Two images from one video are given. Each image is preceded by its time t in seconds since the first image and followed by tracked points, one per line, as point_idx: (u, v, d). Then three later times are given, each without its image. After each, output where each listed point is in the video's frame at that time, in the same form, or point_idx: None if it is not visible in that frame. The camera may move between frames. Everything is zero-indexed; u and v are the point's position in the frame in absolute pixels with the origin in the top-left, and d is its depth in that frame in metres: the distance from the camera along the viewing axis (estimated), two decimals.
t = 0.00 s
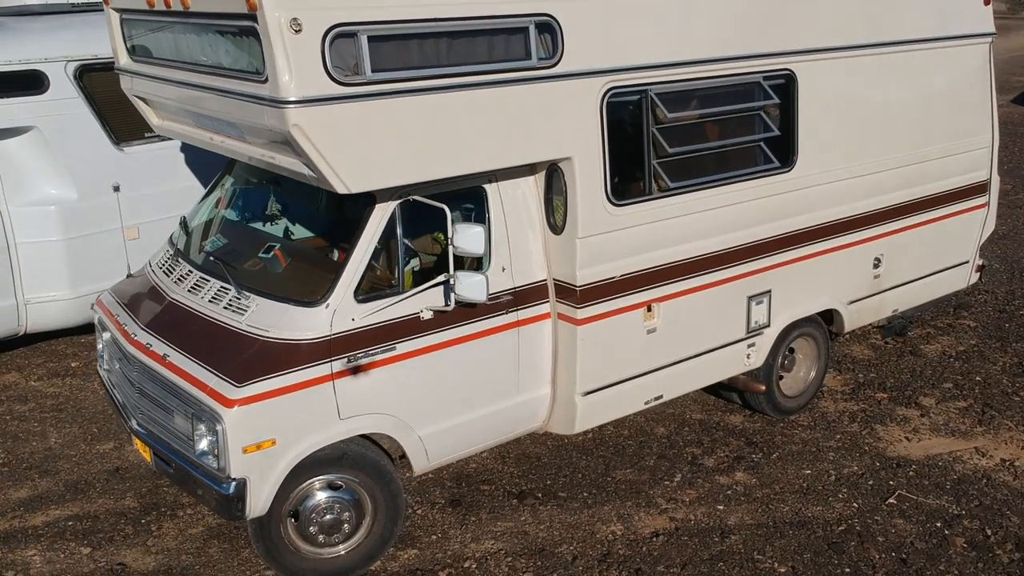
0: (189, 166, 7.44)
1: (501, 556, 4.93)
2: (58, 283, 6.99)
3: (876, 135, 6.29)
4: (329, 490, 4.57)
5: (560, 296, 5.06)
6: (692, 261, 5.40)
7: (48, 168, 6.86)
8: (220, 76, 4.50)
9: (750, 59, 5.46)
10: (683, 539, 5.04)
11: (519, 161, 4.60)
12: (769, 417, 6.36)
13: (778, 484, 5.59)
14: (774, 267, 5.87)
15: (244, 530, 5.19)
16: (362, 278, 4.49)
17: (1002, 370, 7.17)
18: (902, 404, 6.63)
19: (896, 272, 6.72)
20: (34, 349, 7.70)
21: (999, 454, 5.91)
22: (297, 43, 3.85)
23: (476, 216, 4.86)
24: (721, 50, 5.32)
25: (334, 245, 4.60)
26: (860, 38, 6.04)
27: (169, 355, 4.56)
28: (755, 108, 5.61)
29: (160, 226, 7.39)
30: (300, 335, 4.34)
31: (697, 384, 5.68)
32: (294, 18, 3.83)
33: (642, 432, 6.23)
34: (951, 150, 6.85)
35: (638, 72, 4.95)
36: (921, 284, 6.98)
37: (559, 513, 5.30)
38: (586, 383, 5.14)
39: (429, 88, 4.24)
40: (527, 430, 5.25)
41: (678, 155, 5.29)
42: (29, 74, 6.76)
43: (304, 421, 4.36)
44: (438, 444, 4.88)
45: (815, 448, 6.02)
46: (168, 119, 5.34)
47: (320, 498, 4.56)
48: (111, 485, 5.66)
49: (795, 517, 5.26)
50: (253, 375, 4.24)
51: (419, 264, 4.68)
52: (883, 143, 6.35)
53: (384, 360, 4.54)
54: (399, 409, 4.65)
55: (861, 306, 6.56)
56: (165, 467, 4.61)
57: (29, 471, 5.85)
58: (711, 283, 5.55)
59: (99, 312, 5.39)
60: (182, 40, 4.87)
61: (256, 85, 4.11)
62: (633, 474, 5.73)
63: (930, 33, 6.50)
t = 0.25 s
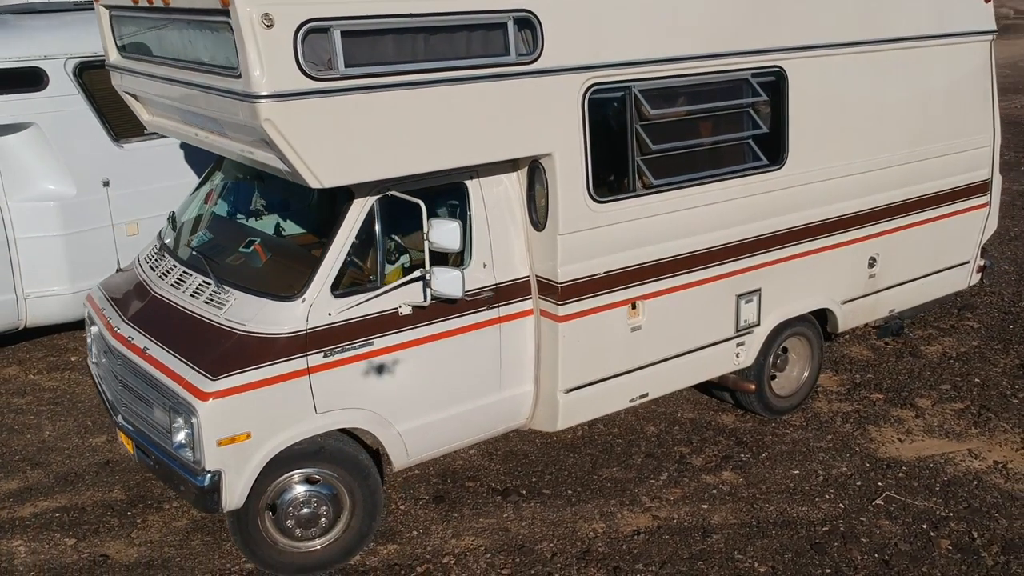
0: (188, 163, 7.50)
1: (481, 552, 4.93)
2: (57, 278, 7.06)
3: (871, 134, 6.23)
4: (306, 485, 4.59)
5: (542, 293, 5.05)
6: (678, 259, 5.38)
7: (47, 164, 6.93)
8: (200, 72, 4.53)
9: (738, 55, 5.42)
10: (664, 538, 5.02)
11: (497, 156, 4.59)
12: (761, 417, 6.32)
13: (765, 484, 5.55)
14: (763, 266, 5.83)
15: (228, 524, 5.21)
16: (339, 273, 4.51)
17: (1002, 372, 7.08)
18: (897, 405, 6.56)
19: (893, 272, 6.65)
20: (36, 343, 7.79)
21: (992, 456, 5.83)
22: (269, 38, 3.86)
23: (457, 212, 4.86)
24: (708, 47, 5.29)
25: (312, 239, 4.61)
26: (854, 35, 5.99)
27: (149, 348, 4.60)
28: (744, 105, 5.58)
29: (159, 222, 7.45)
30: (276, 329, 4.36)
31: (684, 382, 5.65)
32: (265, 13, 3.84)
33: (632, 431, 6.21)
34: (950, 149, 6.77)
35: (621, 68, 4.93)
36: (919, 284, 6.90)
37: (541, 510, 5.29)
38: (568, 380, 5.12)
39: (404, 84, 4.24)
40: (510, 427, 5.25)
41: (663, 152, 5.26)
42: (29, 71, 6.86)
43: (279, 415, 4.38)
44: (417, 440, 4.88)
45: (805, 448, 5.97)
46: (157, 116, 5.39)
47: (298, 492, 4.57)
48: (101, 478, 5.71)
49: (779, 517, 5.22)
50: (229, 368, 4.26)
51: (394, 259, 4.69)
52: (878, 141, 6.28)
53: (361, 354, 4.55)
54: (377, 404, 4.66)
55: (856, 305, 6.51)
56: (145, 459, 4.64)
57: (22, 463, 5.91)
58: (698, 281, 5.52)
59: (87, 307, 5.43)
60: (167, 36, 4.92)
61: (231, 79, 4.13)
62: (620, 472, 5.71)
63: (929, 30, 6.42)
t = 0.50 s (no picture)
0: (185, 160, 7.55)
1: (461, 548, 4.93)
2: (54, 273, 7.13)
3: (864, 131, 6.18)
4: (285, 479, 4.61)
5: (524, 289, 5.05)
6: (663, 256, 5.36)
7: (44, 160, 7.00)
8: (182, 67, 4.57)
9: (724, 52, 5.40)
10: (645, 535, 5.01)
11: (476, 152, 4.60)
12: (750, 415, 6.29)
13: (750, 483, 5.52)
14: (751, 264, 5.80)
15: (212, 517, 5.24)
16: (318, 267, 4.53)
17: (998, 372, 7.02)
18: (890, 405, 6.52)
19: (887, 271, 6.60)
20: (35, 338, 7.86)
21: (982, 457, 5.78)
22: (243, 34, 3.88)
23: (439, 208, 4.87)
24: (693, 44, 5.28)
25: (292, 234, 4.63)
26: (845, 32, 5.95)
27: (130, 342, 4.64)
28: (730, 102, 5.56)
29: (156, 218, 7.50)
30: (254, 324, 4.38)
31: (669, 379, 5.63)
32: (239, 9, 3.86)
33: (620, 428, 6.19)
34: (946, 148, 6.70)
35: (603, 64, 4.92)
36: (914, 283, 6.85)
37: (524, 507, 5.29)
38: (550, 376, 5.12)
39: (381, 79, 4.26)
40: (493, 423, 5.25)
41: (648, 148, 5.25)
42: (26, 68, 6.92)
43: (257, 408, 4.40)
44: (398, 435, 4.90)
45: (793, 447, 5.94)
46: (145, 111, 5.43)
47: (276, 486, 4.60)
48: (90, 471, 5.76)
49: (762, 515, 5.19)
50: (206, 362, 4.29)
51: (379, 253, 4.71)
52: (870, 139, 6.24)
53: (340, 349, 4.57)
54: (356, 399, 4.68)
55: (848, 304, 6.47)
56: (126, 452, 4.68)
57: (13, 456, 5.97)
58: (684, 278, 5.50)
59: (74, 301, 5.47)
60: (152, 33, 4.95)
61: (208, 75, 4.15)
62: (605, 470, 5.70)
63: (924, 27, 6.37)
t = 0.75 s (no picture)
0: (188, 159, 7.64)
1: (443, 545, 4.96)
2: (59, 270, 7.24)
3: (859, 132, 6.14)
4: (267, 473, 4.66)
5: (509, 288, 5.07)
6: (650, 256, 5.36)
7: (50, 158, 7.12)
8: (168, 67, 4.63)
9: (713, 52, 5.39)
10: (627, 535, 5.02)
11: (457, 152, 4.63)
12: (743, 417, 6.28)
13: (737, 484, 5.51)
14: (742, 265, 5.79)
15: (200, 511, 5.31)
16: (300, 265, 4.58)
17: (999, 376, 6.95)
18: (885, 408, 6.47)
19: (884, 272, 6.55)
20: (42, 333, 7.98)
21: (975, 461, 5.73)
22: (221, 33, 3.93)
23: (423, 207, 4.91)
24: (681, 44, 5.27)
25: (275, 232, 4.68)
26: (840, 32, 5.91)
27: (116, 338, 4.71)
28: (720, 102, 5.55)
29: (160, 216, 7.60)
30: (235, 320, 4.43)
31: (658, 380, 5.63)
32: (217, 9, 3.91)
33: (612, 428, 6.20)
34: (946, 149, 6.64)
35: (588, 65, 4.93)
36: (912, 285, 6.80)
37: (509, 505, 5.31)
38: (535, 375, 5.13)
39: (360, 79, 4.30)
40: (478, 421, 5.28)
41: (634, 148, 5.25)
42: (32, 68, 7.03)
43: (237, 404, 4.46)
44: (381, 432, 4.94)
45: (783, 449, 5.92)
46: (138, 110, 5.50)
47: (258, 481, 4.65)
48: (85, 464, 5.85)
49: (746, 517, 5.18)
50: (187, 357, 4.35)
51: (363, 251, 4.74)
52: (867, 140, 6.20)
53: (321, 346, 4.61)
54: (337, 395, 4.72)
55: (843, 306, 6.43)
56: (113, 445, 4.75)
57: (12, 449, 6.08)
58: (672, 278, 5.50)
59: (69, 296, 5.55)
60: (143, 33, 5.02)
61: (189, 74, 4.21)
62: (593, 469, 5.71)
63: (923, 27, 6.32)
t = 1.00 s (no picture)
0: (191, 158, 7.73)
1: (427, 541, 5.00)
2: (63, 267, 7.36)
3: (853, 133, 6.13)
4: (252, 468, 4.72)
5: (495, 288, 5.10)
6: (638, 256, 5.38)
7: (54, 157, 7.23)
8: (157, 68, 4.70)
9: (702, 53, 5.41)
10: (610, 534, 5.04)
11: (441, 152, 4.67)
12: (735, 418, 6.28)
13: (725, 484, 5.52)
14: (732, 265, 5.80)
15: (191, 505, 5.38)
16: (285, 264, 4.63)
17: (997, 379, 6.91)
18: (880, 410, 6.45)
19: (879, 274, 6.53)
20: (48, 330, 8.11)
21: (966, 464, 5.70)
22: (202, 34, 3.99)
23: (409, 206, 4.95)
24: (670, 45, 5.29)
25: (262, 230, 4.74)
26: (833, 33, 5.91)
27: (106, 334, 4.78)
28: (710, 103, 5.56)
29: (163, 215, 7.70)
30: (220, 317, 4.49)
31: (647, 380, 5.64)
32: (199, 11, 3.98)
33: (603, 428, 6.22)
34: (943, 150, 6.61)
35: (573, 65, 4.96)
36: (909, 287, 6.77)
37: (495, 503, 5.35)
38: (520, 374, 5.16)
39: (342, 79, 4.35)
40: (465, 420, 5.32)
41: (622, 149, 5.27)
42: (36, 68, 7.13)
43: (221, 400, 4.52)
44: (366, 430, 4.99)
45: (774, 450, 5.92)
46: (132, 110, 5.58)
47: (244, 475, 4.71)
48: (82, 459, 5.94)
49: (732, 517, 5.19)
50: (172, 353, 4.41)
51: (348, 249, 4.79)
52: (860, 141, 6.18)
53: (306, 344, 4.67)
54: (322, 393, 4.78)
55: (837, 307, 6.42)
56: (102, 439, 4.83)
57: (11, 442, 6.18)
58: (660, 279, 5.51)
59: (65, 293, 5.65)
60: (135, 35, 5.10)
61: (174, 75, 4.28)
62: (582, 468, 5.74)
63: (919, 28, 6.29)
